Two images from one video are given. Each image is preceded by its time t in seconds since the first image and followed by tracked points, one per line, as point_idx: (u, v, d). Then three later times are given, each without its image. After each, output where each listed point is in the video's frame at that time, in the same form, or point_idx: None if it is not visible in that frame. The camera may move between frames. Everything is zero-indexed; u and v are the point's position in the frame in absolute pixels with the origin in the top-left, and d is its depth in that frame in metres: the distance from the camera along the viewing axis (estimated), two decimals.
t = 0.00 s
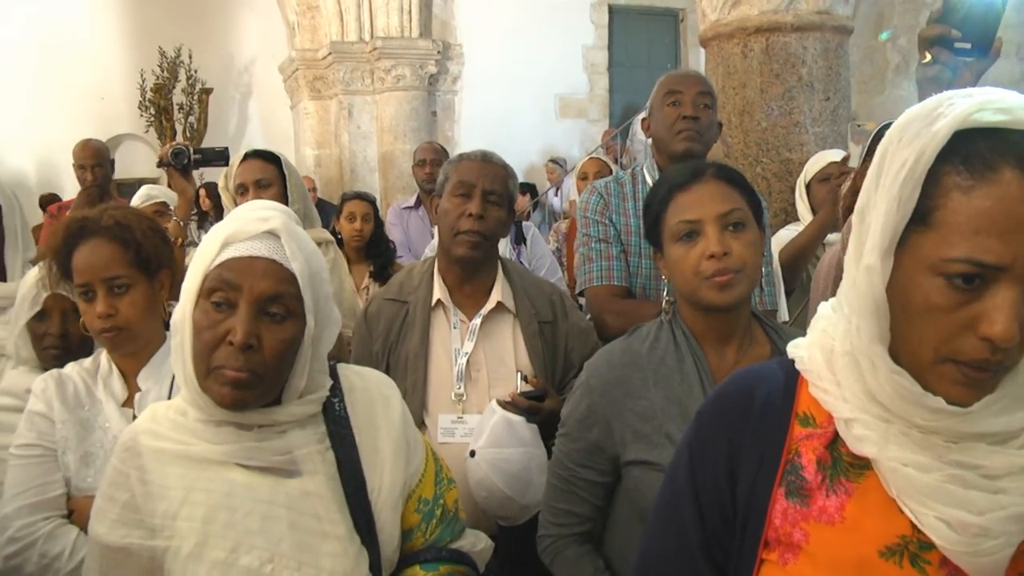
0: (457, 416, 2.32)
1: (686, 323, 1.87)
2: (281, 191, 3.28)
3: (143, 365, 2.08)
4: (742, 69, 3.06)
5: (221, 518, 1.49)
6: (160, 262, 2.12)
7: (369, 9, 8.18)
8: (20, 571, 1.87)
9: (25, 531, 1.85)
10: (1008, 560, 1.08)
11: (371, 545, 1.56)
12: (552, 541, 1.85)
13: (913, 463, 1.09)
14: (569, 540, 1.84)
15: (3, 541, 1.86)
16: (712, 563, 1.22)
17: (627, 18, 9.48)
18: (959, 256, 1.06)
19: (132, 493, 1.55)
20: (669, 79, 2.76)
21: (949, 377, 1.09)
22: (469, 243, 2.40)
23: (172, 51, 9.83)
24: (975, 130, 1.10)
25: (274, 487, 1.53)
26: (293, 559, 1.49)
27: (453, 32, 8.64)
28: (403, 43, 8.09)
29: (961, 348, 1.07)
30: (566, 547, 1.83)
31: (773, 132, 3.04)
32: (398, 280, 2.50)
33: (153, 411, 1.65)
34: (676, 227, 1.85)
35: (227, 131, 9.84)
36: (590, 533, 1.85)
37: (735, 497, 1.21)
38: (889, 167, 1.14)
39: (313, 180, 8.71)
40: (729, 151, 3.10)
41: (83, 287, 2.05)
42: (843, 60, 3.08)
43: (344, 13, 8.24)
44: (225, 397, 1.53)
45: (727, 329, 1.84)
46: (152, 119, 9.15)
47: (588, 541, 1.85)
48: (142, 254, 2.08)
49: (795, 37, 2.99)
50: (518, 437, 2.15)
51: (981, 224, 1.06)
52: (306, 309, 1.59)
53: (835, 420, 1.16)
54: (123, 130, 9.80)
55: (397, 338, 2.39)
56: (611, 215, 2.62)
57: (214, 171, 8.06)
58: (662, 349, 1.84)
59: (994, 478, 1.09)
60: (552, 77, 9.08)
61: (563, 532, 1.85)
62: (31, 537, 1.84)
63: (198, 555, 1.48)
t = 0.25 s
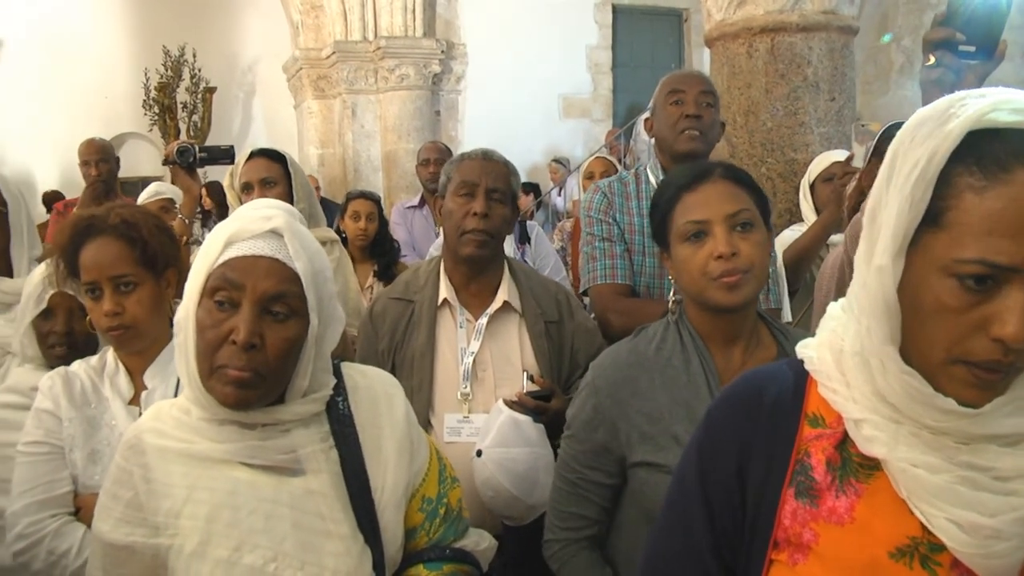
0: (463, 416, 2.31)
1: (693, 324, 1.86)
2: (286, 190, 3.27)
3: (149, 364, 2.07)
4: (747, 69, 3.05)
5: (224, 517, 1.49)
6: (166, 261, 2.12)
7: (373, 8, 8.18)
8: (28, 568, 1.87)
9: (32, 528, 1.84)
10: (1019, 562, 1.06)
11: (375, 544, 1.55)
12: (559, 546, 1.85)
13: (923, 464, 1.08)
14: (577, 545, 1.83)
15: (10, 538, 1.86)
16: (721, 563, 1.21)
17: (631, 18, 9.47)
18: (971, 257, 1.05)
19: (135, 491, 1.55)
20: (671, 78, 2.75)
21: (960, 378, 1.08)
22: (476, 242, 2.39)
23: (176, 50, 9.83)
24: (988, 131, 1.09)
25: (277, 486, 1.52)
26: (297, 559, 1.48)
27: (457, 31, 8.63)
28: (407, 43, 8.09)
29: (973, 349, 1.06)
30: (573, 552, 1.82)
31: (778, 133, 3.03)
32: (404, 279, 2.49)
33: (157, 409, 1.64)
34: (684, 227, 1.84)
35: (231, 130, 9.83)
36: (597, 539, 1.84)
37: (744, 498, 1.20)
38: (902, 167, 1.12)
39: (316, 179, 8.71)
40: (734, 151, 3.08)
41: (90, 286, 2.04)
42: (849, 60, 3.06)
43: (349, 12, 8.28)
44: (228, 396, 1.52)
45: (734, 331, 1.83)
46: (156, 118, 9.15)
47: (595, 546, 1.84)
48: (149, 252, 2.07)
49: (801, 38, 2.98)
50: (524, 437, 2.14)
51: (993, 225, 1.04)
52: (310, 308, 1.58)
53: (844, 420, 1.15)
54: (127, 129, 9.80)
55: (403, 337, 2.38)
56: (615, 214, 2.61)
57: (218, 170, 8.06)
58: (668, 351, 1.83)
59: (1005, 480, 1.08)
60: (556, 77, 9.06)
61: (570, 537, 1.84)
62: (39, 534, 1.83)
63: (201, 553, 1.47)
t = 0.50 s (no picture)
0: (474, 414, 2.30)
1: (703, 325, 1.85)
2: (295, 188, 3.26)
3: (161, 361, 2.08)
4: (757, 67, 3.03)
5: (233, 515, 1.48)
6: (178, 258, 2.11)
7: (381, 7, 8.18)
8: (41, 563, 1.87)
9: (46, 524, 1.84)
10: None
11: (384, 543, 1.55)
12: (574, 552, 1.84)
13: (939, 465, 1.07)
14: (594, 551, 1.82)
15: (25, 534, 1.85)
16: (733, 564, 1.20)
17: (639, 17, 9.45)
18: (987, 255, 1.04)
19: (144, 490, 1.54)
20: (677, 77, 2.74)
21: (976, 378, 1.07)
22: (484, 241, 2.39)
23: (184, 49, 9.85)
24: (1005, 129, 1.08)
25: (285, 485, 1.51)
26: (305, 558, 1.47)
27: (465, 30, 8.62)
28: (415, 41, 8.08)
29: (989, 348, 1.04)
30: (591, 559, 1.81)
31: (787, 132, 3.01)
32: (414, 279, 2.49)
33: (165, 408, 1.64)
34: (696, 228, 1.83)
35: (238, 129, 9.85)
36: (613, 543, 1.83)
37: (757, 498, 1.19)
38: (917, 166, 1.11)
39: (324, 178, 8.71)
40: (743, 151, 3.06)
41: (102, 283, 2.04)
42: (859, 59, 3.05)
43: (357, 11, 8.27)
44: (236, 396, 1.51)
45: (745, 331, 1.82)
46: (164, 117, 9.17)
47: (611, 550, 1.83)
48: (160, 250, 2.07)
49: (811, 36, 2.97)
50: (535, 435, 2.14)
51: (1010, 223, 1.04)
52: (319, 307, 1.57)
53: (859, 420, 1.14)
54: (135, 127, 9.82)
55: (412, 337, 2.38)
56: (623, 211, 2.59)
57: (226, 169, 8.06)
58: (678, 351, 1.82)
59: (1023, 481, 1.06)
60: (563, 76, 9.04)
61: (585, 543, 1.83)
62: (52, 531, 1.83)
63: (209, 551, 1.46)
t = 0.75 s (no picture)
0: (485, 414, 2.30)
1: (715, 327, 1.84)
2: (305, 188, 3.27)
3: (173, 360, 2.08)
4: (768, 67, 3.02)
5: (243, 515, 1.48)
6: (192, 257, 2.15)
7: (390, 7, 8.20)
8: (54, 560, 1.88)
9: (59, 521, 1.85)
10: None
11: (394, 543, 1.54)
12: (592, 559, 1.81)
13: (955, 466, 1.06)
14: (611, 557, 1.79)
15: (38, 531, 1.87)
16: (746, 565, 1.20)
17: (649, 16, 9.43)
18: (1004, 251, 1.03)
19: (155, 489, 1.54)
20: (690, 77, 2.73)
21: (992, 377, 1.06)
22: (492, 240, 2.38)
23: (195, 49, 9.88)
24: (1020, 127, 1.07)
25: (296, 484, 1.51)
26: (316, 558, 1.47)
27: (475, 30, 8.61)
28: (424, 41, 8.09)
29: (1007, 346, 1.04)
30: (608, 565, 1.79)
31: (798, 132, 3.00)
32: (424, 279, 2.49)
33: (177, 407, 1.64)
34: (708, 228, 1.82)
35: (248, 128, 9.87)
36: (629, 548, 1.81)
37: (770, 499, 1.18)
38: (932, 165, 1.10)
39: (334, 177, 8.72)
40: (753, 151, 3.05)
41: (116, 280, 2.07)
42: (870, 59, 3.03)
43: (366, 10, 8.29)
44: (246, 396, 1.51)
45: (757, 332, 1.81)
46: (175, 117, 9.20)
47: (628, 556, 1.81)
48: (175, 248, 2.11)
49: (822, 36, 2.95)
50: (547, 434, 2.13)
51: None
52: (329, 307, 1.57)
53: (873, 422, 1.13)
54: (146, 127, 9.85)
55: (422, 337, 2.38)
56: (633, 213, 2.58)
57: (236, 168, 8.08)
58: (690, 352, 1.81)
59: None
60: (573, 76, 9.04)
61: (602, 549, 1.80)
62: (64, 528, 1.84)
63: (220, 551, 1.46)
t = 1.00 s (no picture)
0: (495, 414, 2.30)
1: (724, 324, 1.84)
2: (315, 187, 3.27)
3: (186, 358, 2.09)
4: (779, 66, 3.01)
5: (256, 513, 1.48)
6: (207, 254, 2.16)
7: (400, 6, 8.22)
8: (65, 556, 1.89)
9: (70, 518, 1.86)
10: None
11: (407, 543, 1.55)
12: (610, 561, 1.82)
13: (973, 469, 1.05)
14: (628, 559, 1.80)
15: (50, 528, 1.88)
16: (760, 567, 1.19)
17: (658, 16, 9.42)
18: None
19: (168, 487, 1.55)
20: (705, 78, 2.71)
21: (1010, 379, 1.06)
22: (499, 240, 2.38)
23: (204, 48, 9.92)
24: None
25: (308, 483, 1.51)
26: (328, 556, 1.47)
27: (484, 29, 8.61)
28: (433, 41, 8.12)
29: None
30: (626, 567, 1.80)
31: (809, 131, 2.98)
32: (433, 279, 2.49)
33: (188, 405, 1.64)
34: (718, 228, 1.81)
35: (257, 127, 9.89)
36: (647, 549, 1.81)
37: (784, 500, 1.18)
38: (951, 164, 1.09)
39: (343, 176, 8.74)
40: (764, 151, 3.04)
41: (131, 273, 2.09)
42: (881, 58, 3.02)
43: (375, 9, 8.30)
44: (258, 402, 1.52)
45: (768, 330, 1.80)
46: (184, 115, 9.23)
47: (646, 557, 1.81)
48: (191, 242, 2.13)
49: (833, 35, 2.95)
50: (557, 434, 2.12)
51: None
52: (339, 307, 1.57)
53: (889, 423, 1.12)
54: (155, 125, 9.89)
55: (433, 336, 2.38)
56: (644, 215, 2.57)
57: (246, 167, 8.11)
58: (701, 352, 1.80)
59: None
60: (582, 76, 9.01)
61: (619, 551, 1.81)
62: (76, 525, 1.85)
63: (232, 549, 1.47)
